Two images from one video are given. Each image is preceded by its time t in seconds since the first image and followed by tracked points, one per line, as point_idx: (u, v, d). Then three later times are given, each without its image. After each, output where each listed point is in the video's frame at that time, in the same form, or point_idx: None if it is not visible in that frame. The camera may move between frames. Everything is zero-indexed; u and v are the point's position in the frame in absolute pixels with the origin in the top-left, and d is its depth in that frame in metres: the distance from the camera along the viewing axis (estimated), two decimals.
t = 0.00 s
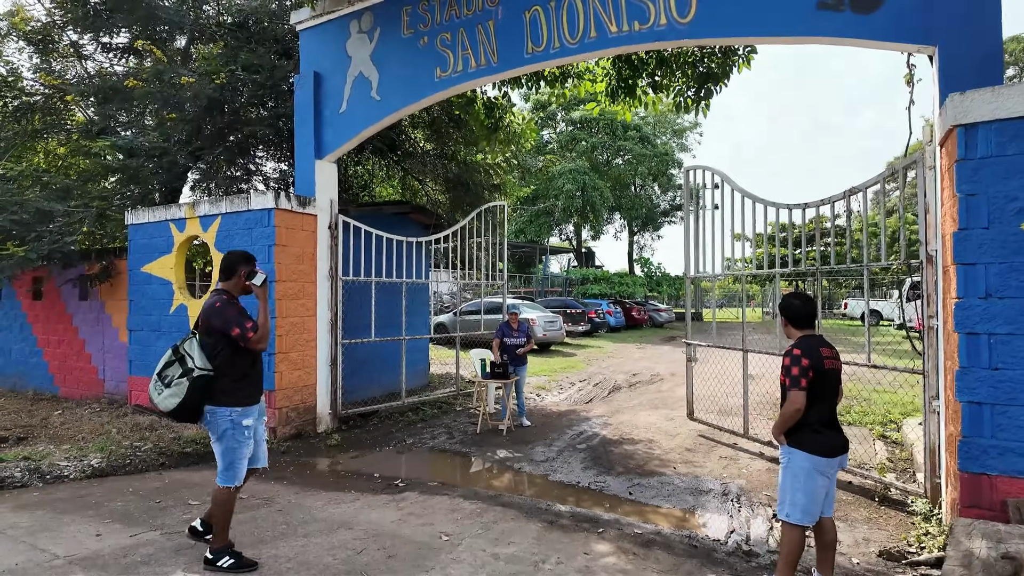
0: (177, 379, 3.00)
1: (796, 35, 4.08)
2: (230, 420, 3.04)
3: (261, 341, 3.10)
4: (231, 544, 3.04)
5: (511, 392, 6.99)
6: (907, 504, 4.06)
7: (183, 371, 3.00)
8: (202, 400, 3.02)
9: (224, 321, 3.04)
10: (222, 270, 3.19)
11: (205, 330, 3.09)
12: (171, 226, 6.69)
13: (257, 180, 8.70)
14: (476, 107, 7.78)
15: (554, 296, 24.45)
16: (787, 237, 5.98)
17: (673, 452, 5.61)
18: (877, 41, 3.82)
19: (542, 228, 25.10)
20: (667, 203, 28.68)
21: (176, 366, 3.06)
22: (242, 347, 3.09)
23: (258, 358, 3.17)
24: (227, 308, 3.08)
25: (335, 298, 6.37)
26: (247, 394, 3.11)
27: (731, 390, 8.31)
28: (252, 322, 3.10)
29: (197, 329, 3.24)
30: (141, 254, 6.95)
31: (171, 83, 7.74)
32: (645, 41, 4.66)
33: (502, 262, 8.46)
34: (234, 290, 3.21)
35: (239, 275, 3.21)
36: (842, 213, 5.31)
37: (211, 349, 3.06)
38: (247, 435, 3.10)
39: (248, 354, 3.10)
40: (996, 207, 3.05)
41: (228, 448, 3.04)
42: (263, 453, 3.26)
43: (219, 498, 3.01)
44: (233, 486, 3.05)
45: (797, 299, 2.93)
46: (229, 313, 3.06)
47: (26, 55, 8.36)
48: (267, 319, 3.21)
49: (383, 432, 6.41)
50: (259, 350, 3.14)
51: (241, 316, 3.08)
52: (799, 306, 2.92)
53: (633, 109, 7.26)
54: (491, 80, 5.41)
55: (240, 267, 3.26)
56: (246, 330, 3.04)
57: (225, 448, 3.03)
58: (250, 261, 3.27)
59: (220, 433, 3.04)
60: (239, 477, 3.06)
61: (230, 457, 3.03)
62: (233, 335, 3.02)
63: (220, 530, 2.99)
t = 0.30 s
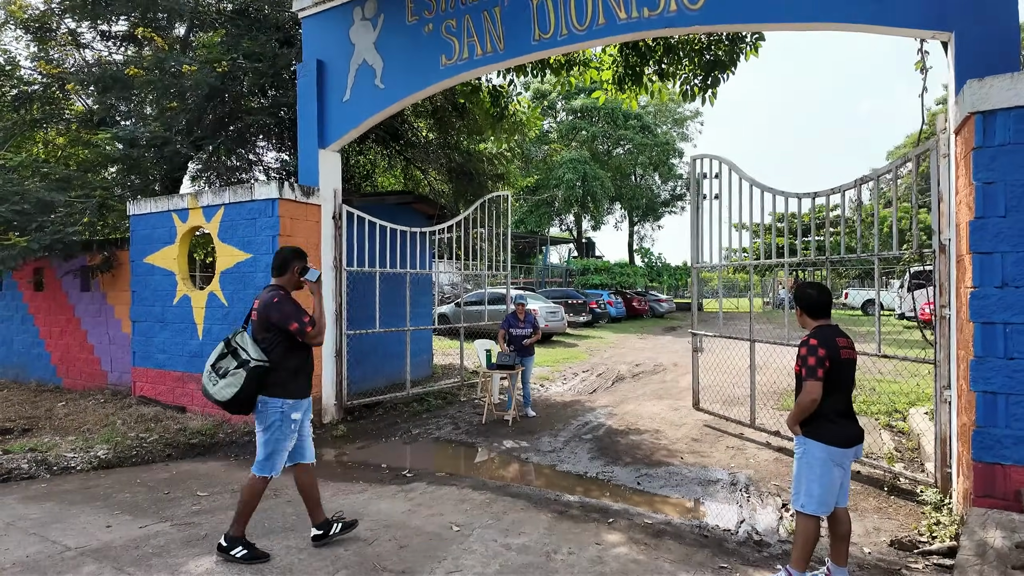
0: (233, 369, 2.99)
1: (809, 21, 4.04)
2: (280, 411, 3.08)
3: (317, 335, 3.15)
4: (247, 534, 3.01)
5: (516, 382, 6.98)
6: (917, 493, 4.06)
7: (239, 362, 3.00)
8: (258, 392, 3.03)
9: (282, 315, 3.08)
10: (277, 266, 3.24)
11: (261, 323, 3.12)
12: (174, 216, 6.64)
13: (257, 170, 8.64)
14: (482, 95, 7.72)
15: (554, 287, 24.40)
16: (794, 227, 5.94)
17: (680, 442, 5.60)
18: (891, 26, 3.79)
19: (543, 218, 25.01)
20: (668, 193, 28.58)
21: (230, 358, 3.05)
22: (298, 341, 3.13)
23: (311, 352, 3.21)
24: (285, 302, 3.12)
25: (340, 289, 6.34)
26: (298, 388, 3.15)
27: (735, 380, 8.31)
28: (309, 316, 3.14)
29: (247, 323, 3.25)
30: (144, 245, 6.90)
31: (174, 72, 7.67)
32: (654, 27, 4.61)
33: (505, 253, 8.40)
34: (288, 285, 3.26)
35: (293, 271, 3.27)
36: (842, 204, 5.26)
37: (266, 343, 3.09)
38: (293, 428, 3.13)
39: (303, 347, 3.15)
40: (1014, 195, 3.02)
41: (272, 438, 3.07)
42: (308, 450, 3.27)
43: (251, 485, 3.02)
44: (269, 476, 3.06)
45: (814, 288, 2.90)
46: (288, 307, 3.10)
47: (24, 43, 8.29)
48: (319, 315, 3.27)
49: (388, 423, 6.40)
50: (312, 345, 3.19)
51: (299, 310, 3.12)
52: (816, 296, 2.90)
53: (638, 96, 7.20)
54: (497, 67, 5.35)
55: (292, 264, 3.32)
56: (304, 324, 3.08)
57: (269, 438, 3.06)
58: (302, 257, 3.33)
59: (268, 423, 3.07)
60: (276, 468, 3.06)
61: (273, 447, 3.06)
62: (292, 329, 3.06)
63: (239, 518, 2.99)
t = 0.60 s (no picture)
0: (285, 363, 3.09)
1: (812, 9, 4.01)
2: (340, 398, 3.17)
3: (362, 325, 3.21)
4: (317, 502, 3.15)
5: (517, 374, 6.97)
6: (917, 485, 4.06)
7: (290, 356, 3.09)
8: (310, 383, 3.12)
9: (327, 306, 3.15)
10: (319, 259, 3.31)
11: (307, 316, 3.20)
12: (172, 208, 6.60)
13: (256, 162, 8.59)
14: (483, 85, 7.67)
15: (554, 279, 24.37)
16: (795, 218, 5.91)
17: (680, 434, 5.60)
18: (895, 13, 3.76)
19: (543, 210, 24.95)
20: (669, 185, 28.50)
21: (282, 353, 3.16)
22: (344, 331, 3.20)
23: (356, 342, 3.28)
24: (330, 293, 3.19)
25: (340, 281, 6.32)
26: (348, 377, 3.23)
27: (735, 372, 8.31)
28: (353, 307, 3.20)
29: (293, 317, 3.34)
30: (143, 237, 6.87)
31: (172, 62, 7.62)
32: (656, 16, 4.58)
33: (506, 245, 8.37)
34: (330, 277, 3.33)
35: (336, 264, 3.33)
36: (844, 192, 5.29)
37: (314, 334, 3.18)
38: (359, 409, 3.24)
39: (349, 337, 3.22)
40: (1019, 186, 3.00)
41: (347, 423, 3.17)
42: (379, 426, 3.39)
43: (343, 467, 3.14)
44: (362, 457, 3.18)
45: (818, 280, 2.87)
46: (333, 298, 3.18)
47: (20, 34, 8.22)
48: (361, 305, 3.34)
49: (389, 415, 6.40)
50: (357, 335, 3.26)
51: (343, 301, 3.18)
52: (818, 286, 2.88)
53: (639, 87, 7.15)
54: (498, 57, 5.31)
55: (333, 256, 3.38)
56: (349, 314, 3.15)
57: (343, 424, 3.16)
58: (342, 249, 3.40)
59: (335, 412, 3.17)
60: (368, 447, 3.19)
61: (353, 430, 3.16)
62: (337, 319, 3.13)
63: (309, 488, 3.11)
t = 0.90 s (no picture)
0: (334, 354, 3.15)
1: None
2: (387, 389, 3.24)
3: (408, 320, 3.29)
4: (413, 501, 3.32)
5: (517, 365, 6.98)
6: (918, 475, 4.07)
7: (339, 348, 3.15)
8: (357, 375, 3.18)
9: (376, 300, 3.22)
10: (368, 254, 3.37)
11: (354, 308, 3.26)
12: (172, 199, 6.57)
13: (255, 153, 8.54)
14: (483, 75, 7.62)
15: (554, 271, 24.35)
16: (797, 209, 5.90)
17: (681, 424, 5.60)
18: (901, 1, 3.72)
19: (543, 201, 24.88)
20: (669, 176, 28.45)
21: (329, 344, 3.22)
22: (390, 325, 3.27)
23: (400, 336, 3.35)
24: (379, 288, 3.26)
25: (341, 272, 6.30)
26: (392, 370, 3.29)
27: (736, 363, 8.31)
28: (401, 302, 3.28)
29: (337, 309, 3.39)
30: (143, 228, 6.84)
31: (171, 52, 7.55)
32: (660, 5, 4.54)
33: (506, 236, 8.33)
34: (377, 272, 3.40)
35: (383, 259, 3.39)
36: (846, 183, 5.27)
37: (360, 327, 3.24)
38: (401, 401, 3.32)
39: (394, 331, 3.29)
40: None
41: (390, 415, 3.24)
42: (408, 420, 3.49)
43: (394, 462, 3.25)
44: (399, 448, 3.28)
45: (823, 271, 2.86)
46: (382, 293, 3.25)
47: (16, 23, 8.14)
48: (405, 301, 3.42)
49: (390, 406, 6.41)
50: (402, 329, 3.33)
51: (391, 295, 3.25)
52: (823, 277, 2.87)
53: (640, 76, 7.12)
54: (499, 47, 5.26)
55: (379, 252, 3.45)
56: (397, 309, 3.22)
57: (389, 417, 3.24)
58: (389, 246, 3.47)
59: (380, 404, 3.24)
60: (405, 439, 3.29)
61: (393, 421, 3.24)
62: (385, 314, 3.20)
63: (402, 490, 3.25)
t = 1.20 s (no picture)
0: (396, 344, 3.29)
1: None
2: (439, 378, 3.37)
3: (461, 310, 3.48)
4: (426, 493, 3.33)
5: (522, 358, 6.99)
6: (925, 468, 4.08)
7: (400, 338, 3.30)
8: (417, 363, 3.32)
9: (434, 291, 3.39)
10: (418, 247, 3.54)
11: (411, 300, 3.41)
12: (176, 191, 6.56)
13: (258, 145, 8.52)
14: (488, 66, 7.56)
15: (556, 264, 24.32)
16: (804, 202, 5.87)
17: (686, 417, 5.61)
18: None
19: (545, 194, 24.83)
20: (671, 169, 28.40)
21: (388, 334, 3.35)
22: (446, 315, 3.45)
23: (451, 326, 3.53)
24: (435, 279, 3.43)
25: (346, 264, 6.30)
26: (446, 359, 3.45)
27: (740, 356, 8.31)
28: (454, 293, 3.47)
29: (388, 301, 3.53)
30: (147, 220, 6.83)
31: (175, 43, 7.49)
32: None
33: (510, 229, 8.31)
34: (427, 264, 3.57)
35: (432, 253, 3.57)
36: (851, 178, 5.24)
37: (418, 317, 3.40)
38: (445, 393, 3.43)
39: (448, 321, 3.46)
40: None
41: (433, 405, 3.35)
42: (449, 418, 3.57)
43: (425, 450, 3.30)
44: (432, 439, 3.33)
45: (834, 263, 2.86)
46: (439, 284, 3.42)
47: (19, 14, 8.12)
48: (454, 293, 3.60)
49: (395, 398, 6.42)
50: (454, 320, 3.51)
51: (446, 287, 3.44)
52: (834, 270, 2.86)
53: (645, 68, 7.08)
54: (505, 38, 5.24)
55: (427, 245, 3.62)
56: (453, 300, 3.42)
57: (433, 405, 3.33)
58: (434, 239, 3.65)
59: (428, 392, 3.34)
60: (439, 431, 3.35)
61: (435, 411, 3.34)
62: (444, 304, 3.38)
63: (419, 480, 3.26)
